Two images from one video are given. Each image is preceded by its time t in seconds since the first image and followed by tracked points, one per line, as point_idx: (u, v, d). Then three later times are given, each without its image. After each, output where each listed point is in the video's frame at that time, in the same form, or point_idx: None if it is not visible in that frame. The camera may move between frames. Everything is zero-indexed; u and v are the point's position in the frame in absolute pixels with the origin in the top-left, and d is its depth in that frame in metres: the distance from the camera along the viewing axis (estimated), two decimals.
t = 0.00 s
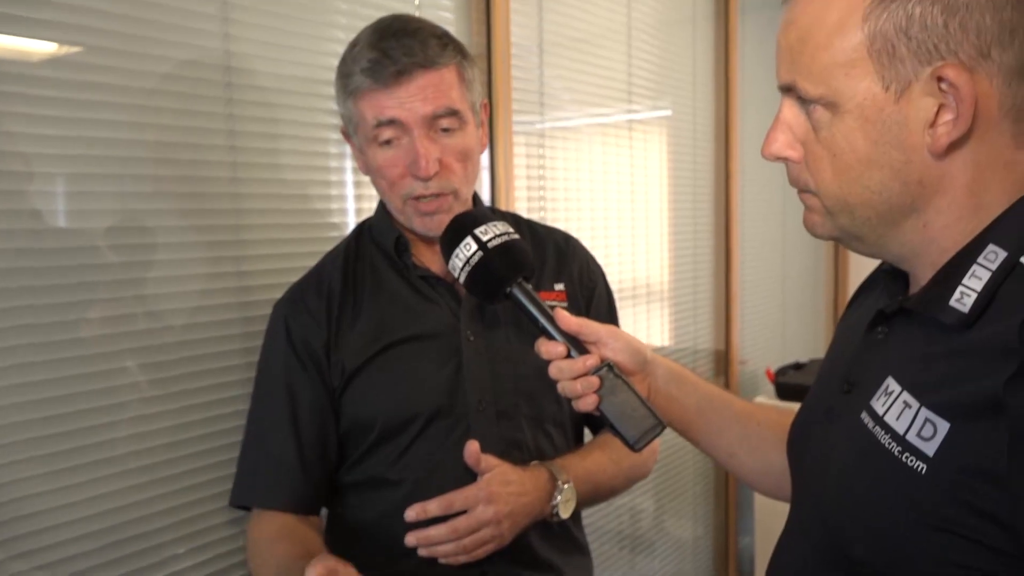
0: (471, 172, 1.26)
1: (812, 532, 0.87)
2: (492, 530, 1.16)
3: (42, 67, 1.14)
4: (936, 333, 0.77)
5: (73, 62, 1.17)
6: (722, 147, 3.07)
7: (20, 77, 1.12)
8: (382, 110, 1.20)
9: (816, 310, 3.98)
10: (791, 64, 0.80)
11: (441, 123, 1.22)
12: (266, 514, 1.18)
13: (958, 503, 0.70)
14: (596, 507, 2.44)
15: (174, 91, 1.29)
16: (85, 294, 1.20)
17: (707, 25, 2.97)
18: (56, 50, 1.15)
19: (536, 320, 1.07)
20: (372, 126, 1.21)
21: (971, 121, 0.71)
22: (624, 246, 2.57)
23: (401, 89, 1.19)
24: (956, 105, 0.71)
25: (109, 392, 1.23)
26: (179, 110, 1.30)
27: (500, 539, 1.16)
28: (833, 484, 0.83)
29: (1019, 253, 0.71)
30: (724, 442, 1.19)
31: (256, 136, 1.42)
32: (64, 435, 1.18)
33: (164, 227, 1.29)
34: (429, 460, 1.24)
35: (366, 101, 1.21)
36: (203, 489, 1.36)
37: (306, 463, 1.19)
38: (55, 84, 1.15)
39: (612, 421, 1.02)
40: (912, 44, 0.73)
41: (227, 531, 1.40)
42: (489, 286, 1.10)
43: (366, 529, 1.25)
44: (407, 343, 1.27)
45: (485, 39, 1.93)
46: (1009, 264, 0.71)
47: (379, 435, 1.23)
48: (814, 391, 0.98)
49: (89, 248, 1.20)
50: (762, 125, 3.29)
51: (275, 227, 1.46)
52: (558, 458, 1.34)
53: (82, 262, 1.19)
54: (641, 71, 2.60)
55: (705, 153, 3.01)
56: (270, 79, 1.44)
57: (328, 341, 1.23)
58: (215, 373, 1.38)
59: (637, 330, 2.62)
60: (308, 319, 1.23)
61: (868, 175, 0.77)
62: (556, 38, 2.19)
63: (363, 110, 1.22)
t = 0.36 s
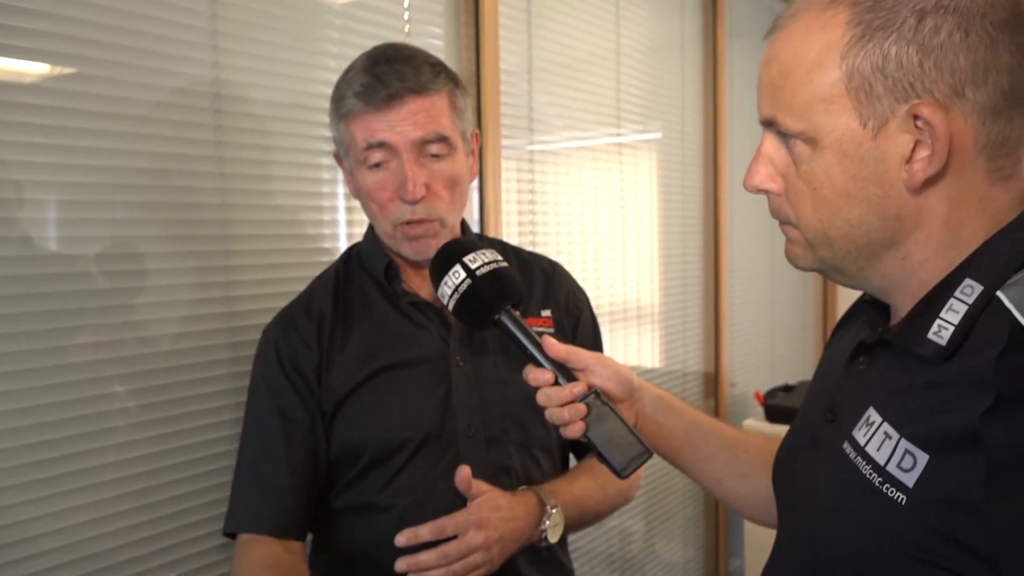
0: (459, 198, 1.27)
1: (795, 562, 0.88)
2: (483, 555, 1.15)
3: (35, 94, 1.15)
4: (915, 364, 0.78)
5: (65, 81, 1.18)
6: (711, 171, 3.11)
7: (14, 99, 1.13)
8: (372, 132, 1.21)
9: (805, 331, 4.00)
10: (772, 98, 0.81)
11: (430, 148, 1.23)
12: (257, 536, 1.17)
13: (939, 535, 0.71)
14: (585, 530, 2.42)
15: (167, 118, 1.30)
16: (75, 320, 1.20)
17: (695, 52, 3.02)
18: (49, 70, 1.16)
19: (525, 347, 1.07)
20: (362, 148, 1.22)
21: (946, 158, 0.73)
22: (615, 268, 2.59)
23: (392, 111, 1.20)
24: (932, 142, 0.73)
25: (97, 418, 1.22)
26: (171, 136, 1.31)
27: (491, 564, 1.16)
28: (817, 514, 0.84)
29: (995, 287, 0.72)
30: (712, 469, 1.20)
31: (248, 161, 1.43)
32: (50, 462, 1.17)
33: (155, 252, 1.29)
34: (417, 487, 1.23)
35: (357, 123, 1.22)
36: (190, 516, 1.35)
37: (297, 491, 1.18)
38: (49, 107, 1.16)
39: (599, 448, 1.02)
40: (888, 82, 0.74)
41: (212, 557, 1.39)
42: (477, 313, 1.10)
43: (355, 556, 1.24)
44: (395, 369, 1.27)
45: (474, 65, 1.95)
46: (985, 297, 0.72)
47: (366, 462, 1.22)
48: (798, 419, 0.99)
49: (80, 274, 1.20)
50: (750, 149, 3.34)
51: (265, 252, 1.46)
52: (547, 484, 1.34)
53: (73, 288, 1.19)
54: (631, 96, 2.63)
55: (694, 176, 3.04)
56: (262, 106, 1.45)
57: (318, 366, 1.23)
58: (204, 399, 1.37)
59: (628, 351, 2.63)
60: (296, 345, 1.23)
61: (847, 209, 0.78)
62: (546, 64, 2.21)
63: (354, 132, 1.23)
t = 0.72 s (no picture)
0: (444, 210, 1.29)
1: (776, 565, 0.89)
2: (468, 562, 1.16)
3: (29, 103, 1.16)
4: (891, 373, 0.80)
5: (59, 88, 1.19)
6: (701, 179, 3.13)
7: (10, 107, 1.14)
8: (358, 145, 1.22)
9: (796, 338, 4.03)
10: (752, 113, 0.83)
11: (415, 161, 1.24)
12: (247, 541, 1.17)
13: (913, 538, 0.73)
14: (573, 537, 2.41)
15: (160, 126, 1.31)
16: (67, 327, 1.20)
17: (686, 62, 3.04)
18: (43, 77, 1.17)
19: (512, 355, 1.09)
20: (348, 160, 1.24)
21: (920, 172, 0.75)
22: (608, 275, 2.61)
23: (378, 125, 1.22)
24: (905, 156, 0.75)
25: (89, 424, 1.23)
26: (164, 145, 1.32)
27: (475, 571, 1.17)
28: (797, 519, 0.85)
29: (968, 297, 0.74)
30: (697, 476, 1.21)
31: (240, 170, 1.44)
32: (42, 467, 1.18)
33: (148, 260, 1.30)
34: (405, 493, 1.24)
35: (343, 135, 1.24)
36: (180, 521, 1.36)
37: (287, 499, 1.19)
38: (43, 115, 1.17)
39: (586, 454, 1.03)
40: (863, 98, 0.76)
41: (203, 562, 1.40)
42: (464, 321, 1.11)
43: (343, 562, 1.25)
44: (383, 376, 1.28)
45: (466, 75, 1.97)
46: (958, 307, 0.74)
47: (355, 468, 1.23)
48: (780, 427, 1.00)
49: (73, 281, 1.21)
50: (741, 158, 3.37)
51: (257, 259, 1.48)
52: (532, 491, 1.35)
53: (66, 295, 1.20)
54: (622, 105, 2.66)
55: (684, 185, 3.06)
56: (255, 115, 1.47)
57: (307, 374, 1.24)
58: (196, 404, 1.38)
59: (621, 358, 2.65)
60: (286, 352, 1.24)
61: (825, 222, 0.80)
62: (537, 74, 2.23)
63: (340, 144, 1.24)
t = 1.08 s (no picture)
0: (438, 215, 1.31)
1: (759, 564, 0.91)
2: (464, 564, 1.17)
3: (29, 112, 1.18)
4: (869, 375, 0.82)
5: (57, 94, 1.21)
6: (695, 186, 3.16)
7: (9, 114, 1.16)
8: (353, 149, 1.25)
9: (789, 344, 4.06)
10: (737, 122, 0.85)
11: (410, 166, 1.27)
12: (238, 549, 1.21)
13: (890, 536, 0.75)
14: (566, 541, 2.41)
15: (157, 134, 1.33)
16: (65, 331, 1.22)
17: (679, 69, 3.07)
18: (41, 83, 1.19)
19: (504, 359, 1.10)
20: (343, 164, 1.26)
21: (897, 180, 0.77)
22: (604, 281, 2.63)
23: (372, 129, 1.24)
24: (884, 165, 0.77)
25: (85, 428, 1.24)
26: (161, 153, 1.34)
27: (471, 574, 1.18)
28: (779, 517, 0.88)
29: (944, 301, 0.76)
30: (686, 478, 1.23)
31: (235, 177, 1.46)
32: (39, 470, 1.19)
33: (145, 266, 1.32)
34: (399, 496, 1.26)
35: (339, 140, 1.26)
36: (175, 525, 1.37)
37: (275, 502, 1.21)
38: (41, 122, 1.19)
39: (576, 456, 1.04)
40: (844, 108, 0.78)
41: (198, 565, 1.41)
42: (457, 326, 1.13)
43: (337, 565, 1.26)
44: (378, 381, 1.30)
45: (460, 83, 1.99)
46: (933, 311, 0.76)
47: (349, 472, 1.25)
48: (766, 428, 1.01)
49: (71, 287, 1.23)
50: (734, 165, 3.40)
51: (251, 265, 1.49)
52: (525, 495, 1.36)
53: (64, 301, 1.22)
54: (616, 113, 2.68)
55: (678, 191, 3.08)
56: (251, 123, 1.49)
57: (301, 380, 1.26)
58: (191, 409, 1.40)
59: (617, 362, 2.66)
60: (281, 357, 1.26)
61: (807, 228, 0.82)
62: (531, 82, 2.26)
63: (336, 149, 1.27)
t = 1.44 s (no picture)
0: (423, 217, 1.32)
1: (748, 556, 0.93)
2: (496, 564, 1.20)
3: (30, 114, 1.20)
4: (854, 370, 0.84)
5: (58, 95, 1.23)
6: (693, 185, 3.17)
7: (10, 116, 1.18)
8: (338, 152, 1.26)
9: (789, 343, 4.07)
10: (725, 122, 0.87)
11: (394, 168, 1.28)
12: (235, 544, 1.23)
13: (872, 527, 0.76)
14: (564, 539, 2.41)
15: (157, 136, 1.35)
16: (66, 331, 1.24)
17: (676, 69, 3.08)
18: (43, 84, 1.21)
19: (498, 356, 1.11)
20: (329, 166, 1.28)
21: (882, 179, 0.78)
22: (603, 279, 2.64)
23: (357, 132, 1.26)
24: (869, 164, 0.78)
25: (86, 426, 1.26)
26: (160, 155, 1.36)
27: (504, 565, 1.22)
28: (767, 509, 0.89)
29: (927, 297, 0.78)
30: (679, 473, 1.24)
31: (234, 178, 1.48)
32: (42, 467, 1.21)
33: (146, 266, 1.33)
34: (393, 493, 1.28)
35: (325, 142, 1.27)
36: (175, 521, 1.39)
37: (268, 497, 1.24)
38: (42, 124, 1.21)
39: (569, 450, 1.06)
40: (829, 109, 0.79)
41: (199, 560, 1.43)
42: (453, 323, 1.14)
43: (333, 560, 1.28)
44: (373, 379, 1.32)
45: (457, 83, 2.00)
46: (917, 307, 0.78)
47: (344, 469, 1.27)
48: (754, 424, 1.03)
49: (72, 287, 1.25)
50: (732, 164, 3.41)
51: (250, 265, 1.51)
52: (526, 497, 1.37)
53: (65, 300, 1.24)
54: (614, 112, 2.70)
55: (676, 191, 3.10)
56: (250, 124, 1.51)
57: (294, 379, 1.28)
58: (191, 407, 1.41)
59: (616, 360, 2.68)
60: (276, 356, 1.28)
61: (794, 227, 0.83)
62: (528, 82, 2.27)
63: (322, 151, 1.28)
